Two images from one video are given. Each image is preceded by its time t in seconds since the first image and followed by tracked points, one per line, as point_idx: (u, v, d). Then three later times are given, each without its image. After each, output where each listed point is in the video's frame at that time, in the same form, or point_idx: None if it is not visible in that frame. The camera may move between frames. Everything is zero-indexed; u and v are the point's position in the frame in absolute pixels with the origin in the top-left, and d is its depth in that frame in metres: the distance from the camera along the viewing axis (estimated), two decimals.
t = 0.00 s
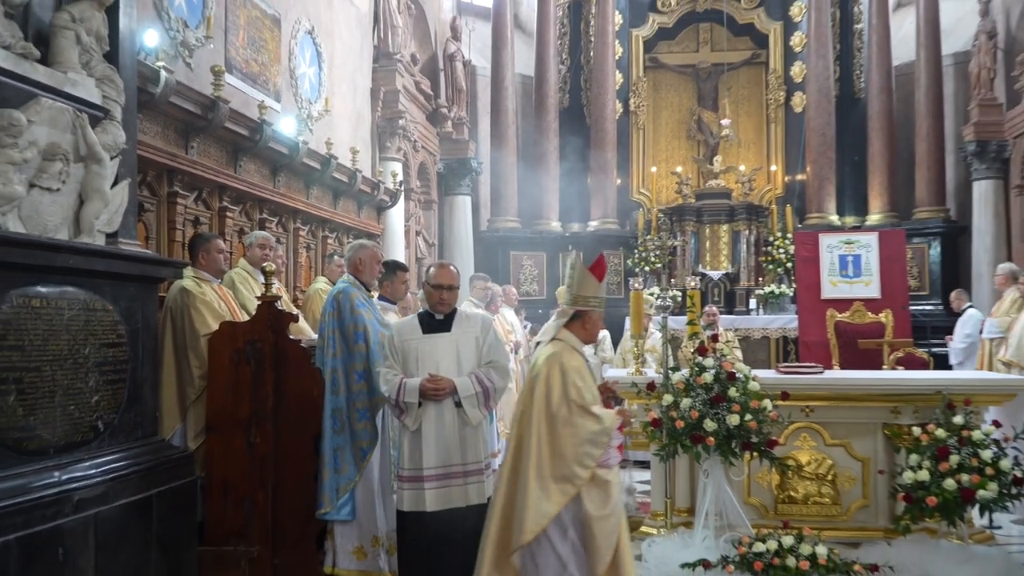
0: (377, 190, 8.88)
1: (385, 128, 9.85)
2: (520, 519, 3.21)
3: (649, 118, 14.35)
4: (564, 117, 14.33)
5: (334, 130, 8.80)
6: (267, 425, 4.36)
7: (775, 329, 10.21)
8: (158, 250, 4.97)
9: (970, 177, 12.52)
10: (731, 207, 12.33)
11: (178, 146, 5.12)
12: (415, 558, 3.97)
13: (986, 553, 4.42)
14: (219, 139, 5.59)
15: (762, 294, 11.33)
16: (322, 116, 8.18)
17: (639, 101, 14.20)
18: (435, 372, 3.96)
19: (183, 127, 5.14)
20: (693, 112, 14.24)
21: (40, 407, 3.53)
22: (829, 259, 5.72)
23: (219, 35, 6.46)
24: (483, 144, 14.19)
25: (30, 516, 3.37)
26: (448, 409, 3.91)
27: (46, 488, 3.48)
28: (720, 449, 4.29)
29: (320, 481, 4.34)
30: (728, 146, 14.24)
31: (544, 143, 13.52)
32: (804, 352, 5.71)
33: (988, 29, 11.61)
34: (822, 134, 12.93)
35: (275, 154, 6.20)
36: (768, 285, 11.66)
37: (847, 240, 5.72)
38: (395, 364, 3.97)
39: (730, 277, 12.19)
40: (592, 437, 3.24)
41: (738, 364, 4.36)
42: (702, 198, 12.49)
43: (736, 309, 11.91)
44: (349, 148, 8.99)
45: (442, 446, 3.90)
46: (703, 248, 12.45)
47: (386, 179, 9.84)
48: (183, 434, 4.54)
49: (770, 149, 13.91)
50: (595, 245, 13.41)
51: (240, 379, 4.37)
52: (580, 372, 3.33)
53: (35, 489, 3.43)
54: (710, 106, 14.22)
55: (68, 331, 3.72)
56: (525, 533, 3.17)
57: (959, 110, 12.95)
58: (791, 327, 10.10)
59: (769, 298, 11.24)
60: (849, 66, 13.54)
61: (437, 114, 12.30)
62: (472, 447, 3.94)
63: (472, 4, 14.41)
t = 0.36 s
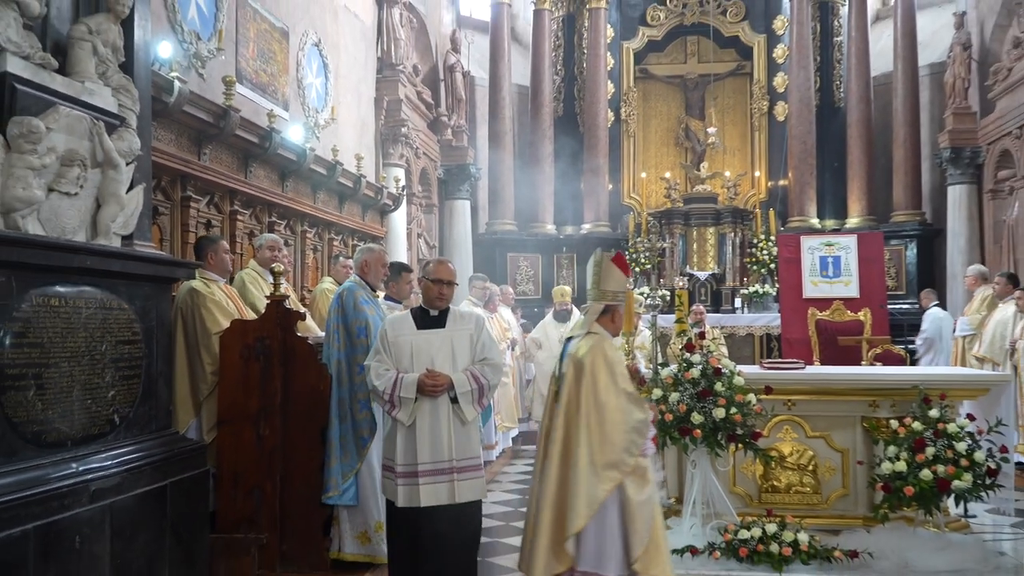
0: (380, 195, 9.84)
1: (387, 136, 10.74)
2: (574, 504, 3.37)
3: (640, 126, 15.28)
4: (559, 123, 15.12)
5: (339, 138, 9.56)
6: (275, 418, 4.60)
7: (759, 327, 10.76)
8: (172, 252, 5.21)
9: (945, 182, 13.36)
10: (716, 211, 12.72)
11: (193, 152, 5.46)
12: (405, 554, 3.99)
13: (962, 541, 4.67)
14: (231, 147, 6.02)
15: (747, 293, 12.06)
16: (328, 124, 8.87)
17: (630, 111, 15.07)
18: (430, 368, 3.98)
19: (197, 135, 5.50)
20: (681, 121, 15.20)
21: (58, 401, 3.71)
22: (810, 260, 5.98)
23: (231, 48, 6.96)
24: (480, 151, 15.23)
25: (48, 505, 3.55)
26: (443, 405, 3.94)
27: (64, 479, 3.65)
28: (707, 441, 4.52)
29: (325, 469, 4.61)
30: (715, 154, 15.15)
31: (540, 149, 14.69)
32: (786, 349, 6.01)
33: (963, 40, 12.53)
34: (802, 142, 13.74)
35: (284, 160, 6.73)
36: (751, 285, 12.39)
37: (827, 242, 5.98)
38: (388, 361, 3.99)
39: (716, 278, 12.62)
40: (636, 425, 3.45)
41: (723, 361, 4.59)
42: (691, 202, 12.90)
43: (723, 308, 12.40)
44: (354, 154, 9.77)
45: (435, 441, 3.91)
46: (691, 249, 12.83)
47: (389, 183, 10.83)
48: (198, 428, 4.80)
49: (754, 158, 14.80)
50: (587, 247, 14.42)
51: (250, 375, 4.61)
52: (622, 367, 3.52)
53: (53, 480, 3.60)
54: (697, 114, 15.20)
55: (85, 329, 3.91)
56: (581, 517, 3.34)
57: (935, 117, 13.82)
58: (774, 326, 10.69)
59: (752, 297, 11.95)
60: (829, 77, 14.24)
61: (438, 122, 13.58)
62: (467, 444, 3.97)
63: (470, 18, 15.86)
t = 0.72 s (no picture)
0: (385, 199, 10.48)
1: (390, 142, 11.34)
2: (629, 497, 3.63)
3: (632, 133, 16.23)
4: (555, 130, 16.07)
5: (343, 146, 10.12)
6: (284, 413, 4.83)
7: (747, 325, 11.25)
8: (183, 254, 5.43)
9: (924, 187, 14.40)
10: (707, 214, 14.17)
11: (204, 158, 5.79)
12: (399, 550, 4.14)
13: (943, 531, 4.89)
14: (241, 152, 6.39)
15: (736, 293, 12.71)
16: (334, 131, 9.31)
17: (622, 118, 16.05)
18: (442, 369, 4.10)
19: (209, 142, 5.83)
20: (671, 128, 16.13)
21: (74, 397, 3.86)
22: (795, 261, 6.18)
23: (241, 58, 7.35)
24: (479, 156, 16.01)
25: (64, 497, 3.67)
26: (456, 407, 4.07)
27: (79, 472, 3.78)
28: (697, 434, 4.72)
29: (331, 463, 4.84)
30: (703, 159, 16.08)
31: (536, 151, 15.31)
32: (773, 346, 6.20)
33: (943, 51, 13.16)
34: (788, 148, 14.72)
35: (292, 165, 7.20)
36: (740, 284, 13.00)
37: (812, 244, 6.24)
38: (400, 361, 4.10)
39: (706, 278, 14.01)
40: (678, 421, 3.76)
41: (713, 357, 4.78)
42: (683, 206, 14.27)
43: (712, 306, 13.73)
44: (358, 159, 10.23)
45: (447, 444, 4.03)
46: (682, 250, 14.24)
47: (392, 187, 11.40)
48: (209, 421, 5.00)
49: (742, 162, 15.79)
50: (582, 248, 15.19)
51: (259, 372, 4.84)
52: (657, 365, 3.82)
53: (68, 473, 3.73)
54: (687, 121, 16.10)
55: (100, 327, 4.06)
56: (636, 508, 3.59)
57: (916, 124, 14.74)
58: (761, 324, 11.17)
59: (741, 296, 12.47)
60: (813, 86, 15.32)
61: (438, 129, 14.18)
62: (474, 447, 4.11)
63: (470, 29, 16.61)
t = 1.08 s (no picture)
0: (389, 202, 10.80)
1: (394, 147, 11.65)
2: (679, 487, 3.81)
3: (627, 138, 16.54)
4: (554, 136, 16.37)
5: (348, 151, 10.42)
6: (291, 409, 5.05)
7: (737, 324, 11.55)
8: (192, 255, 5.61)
9: (909, 191, 14.81)
10: (698, 217, 14.53)
11: (215, 163, 6.07)
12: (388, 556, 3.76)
13: (926, 522, 5.08)
14: (250, 157, 6.69)
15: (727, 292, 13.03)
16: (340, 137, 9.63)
17: (617, 124, 16.39)
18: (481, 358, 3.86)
19: (219, 146, 6.11)
20: (665, 133, 16.48)
21: (88, 393, 3.95)
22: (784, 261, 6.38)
23: (250, 66, 7.58)
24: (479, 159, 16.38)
25: (80, 489, 3.78)
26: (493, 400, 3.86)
27: (94, 465, 3.89)
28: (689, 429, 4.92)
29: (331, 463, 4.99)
30: (696, 163, 16.45)
31: (535, 156, 15.62)
32: (763, 343, 6.42)
33: (925, 59, 13.73)
34: (777, 153, 15.09)
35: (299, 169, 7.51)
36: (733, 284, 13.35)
37: (799, 245, 6.42)
38: (440, 356, 3.73)
39: (699, 278, 14.33)
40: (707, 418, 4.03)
41: (705, 354, 4.97)
42: (675, 209, 14.72)
43: (704, 305, 14.14)
44: (363, 164, 10.51)
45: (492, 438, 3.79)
46: (675, 251, 14.61)
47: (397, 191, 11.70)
48: (218, 416, 5.19)
49: (733, 167, 16.15)
50: (578, 249, 15.51)
51: (268, 369, 5.06)
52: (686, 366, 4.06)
53: (84, 466, 3.83)
54: (680, 127, 16.49)
55: (116, 325, 4.18)
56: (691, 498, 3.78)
57: (900, 130, 15.29)
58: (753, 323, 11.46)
59: (732, 295, 12.79)
60: (801, 93, 15.73)
61: (441, 135, 14.53)
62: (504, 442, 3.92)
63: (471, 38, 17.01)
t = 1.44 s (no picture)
0: (394, 206, 11.12)
1: (399, 154, 11.94)
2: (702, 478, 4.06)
3: (622, 144, 16.83)
4: (552, 141, 16.51)
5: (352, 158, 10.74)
6: (301, 404, 5.32)
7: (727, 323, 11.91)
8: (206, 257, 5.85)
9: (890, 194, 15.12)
10: (690, 219, 14.82)
11: (229, 169, 6.46)
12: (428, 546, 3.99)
13: (906, 510, 5.36)
14: (262, 163, 7.10)
15: (718, 292, 13.47)
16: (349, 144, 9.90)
17: (612, 131, 16.69)
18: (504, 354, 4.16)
19: (233, 153, 6.50)
20: (658, 140, 16.80)
21: (108, 388, 4.08)
22: (771, 262, 6.61)
23: (263, 76, 7.86)
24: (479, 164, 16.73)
25: (101, 479, 3.92)
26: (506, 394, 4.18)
27: (113, 456, 4.03)
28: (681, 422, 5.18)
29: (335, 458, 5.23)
30: (688, 168, 16.78)
31: (535, 161, 15.93)
32: (751, 340, 6.69)
33: (905, 69, 13.99)
34: (765, 159, 15.47)
35: (309, 175, 7.98)
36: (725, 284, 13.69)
37: (786, 247, 6.65)
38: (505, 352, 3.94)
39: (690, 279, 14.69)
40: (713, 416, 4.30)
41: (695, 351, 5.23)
42: (668, 212, 14.90)
43: (694, 304, 14.45)
44: (370, 169, 10.79)
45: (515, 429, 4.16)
46: (667, 253, 14.96)
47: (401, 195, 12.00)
48: (229, 410, 5.42)
49: (722, 173, 16.42)
50: (576, 251, 15.87)
51: (280, 365, 5.32)
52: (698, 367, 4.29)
53: (104, 457, 3.98)
54: (671, 134, 16.74)
55: (133, 324, 4.30)
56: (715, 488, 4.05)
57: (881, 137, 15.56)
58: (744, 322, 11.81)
59: (721, 295, 13.19)
60: (788, 102, 15.98)
61: (444, 142, 14.92)
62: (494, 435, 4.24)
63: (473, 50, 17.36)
